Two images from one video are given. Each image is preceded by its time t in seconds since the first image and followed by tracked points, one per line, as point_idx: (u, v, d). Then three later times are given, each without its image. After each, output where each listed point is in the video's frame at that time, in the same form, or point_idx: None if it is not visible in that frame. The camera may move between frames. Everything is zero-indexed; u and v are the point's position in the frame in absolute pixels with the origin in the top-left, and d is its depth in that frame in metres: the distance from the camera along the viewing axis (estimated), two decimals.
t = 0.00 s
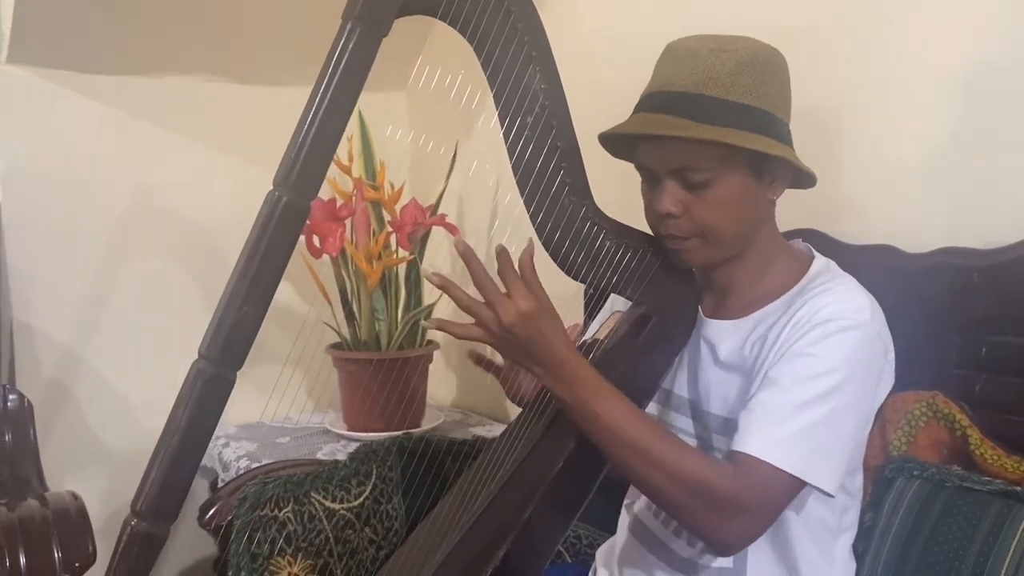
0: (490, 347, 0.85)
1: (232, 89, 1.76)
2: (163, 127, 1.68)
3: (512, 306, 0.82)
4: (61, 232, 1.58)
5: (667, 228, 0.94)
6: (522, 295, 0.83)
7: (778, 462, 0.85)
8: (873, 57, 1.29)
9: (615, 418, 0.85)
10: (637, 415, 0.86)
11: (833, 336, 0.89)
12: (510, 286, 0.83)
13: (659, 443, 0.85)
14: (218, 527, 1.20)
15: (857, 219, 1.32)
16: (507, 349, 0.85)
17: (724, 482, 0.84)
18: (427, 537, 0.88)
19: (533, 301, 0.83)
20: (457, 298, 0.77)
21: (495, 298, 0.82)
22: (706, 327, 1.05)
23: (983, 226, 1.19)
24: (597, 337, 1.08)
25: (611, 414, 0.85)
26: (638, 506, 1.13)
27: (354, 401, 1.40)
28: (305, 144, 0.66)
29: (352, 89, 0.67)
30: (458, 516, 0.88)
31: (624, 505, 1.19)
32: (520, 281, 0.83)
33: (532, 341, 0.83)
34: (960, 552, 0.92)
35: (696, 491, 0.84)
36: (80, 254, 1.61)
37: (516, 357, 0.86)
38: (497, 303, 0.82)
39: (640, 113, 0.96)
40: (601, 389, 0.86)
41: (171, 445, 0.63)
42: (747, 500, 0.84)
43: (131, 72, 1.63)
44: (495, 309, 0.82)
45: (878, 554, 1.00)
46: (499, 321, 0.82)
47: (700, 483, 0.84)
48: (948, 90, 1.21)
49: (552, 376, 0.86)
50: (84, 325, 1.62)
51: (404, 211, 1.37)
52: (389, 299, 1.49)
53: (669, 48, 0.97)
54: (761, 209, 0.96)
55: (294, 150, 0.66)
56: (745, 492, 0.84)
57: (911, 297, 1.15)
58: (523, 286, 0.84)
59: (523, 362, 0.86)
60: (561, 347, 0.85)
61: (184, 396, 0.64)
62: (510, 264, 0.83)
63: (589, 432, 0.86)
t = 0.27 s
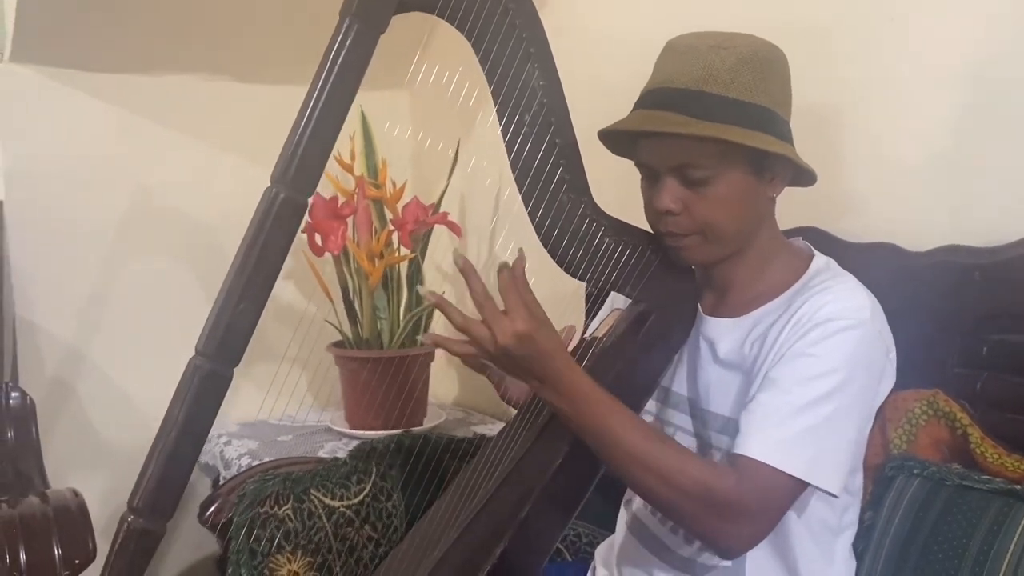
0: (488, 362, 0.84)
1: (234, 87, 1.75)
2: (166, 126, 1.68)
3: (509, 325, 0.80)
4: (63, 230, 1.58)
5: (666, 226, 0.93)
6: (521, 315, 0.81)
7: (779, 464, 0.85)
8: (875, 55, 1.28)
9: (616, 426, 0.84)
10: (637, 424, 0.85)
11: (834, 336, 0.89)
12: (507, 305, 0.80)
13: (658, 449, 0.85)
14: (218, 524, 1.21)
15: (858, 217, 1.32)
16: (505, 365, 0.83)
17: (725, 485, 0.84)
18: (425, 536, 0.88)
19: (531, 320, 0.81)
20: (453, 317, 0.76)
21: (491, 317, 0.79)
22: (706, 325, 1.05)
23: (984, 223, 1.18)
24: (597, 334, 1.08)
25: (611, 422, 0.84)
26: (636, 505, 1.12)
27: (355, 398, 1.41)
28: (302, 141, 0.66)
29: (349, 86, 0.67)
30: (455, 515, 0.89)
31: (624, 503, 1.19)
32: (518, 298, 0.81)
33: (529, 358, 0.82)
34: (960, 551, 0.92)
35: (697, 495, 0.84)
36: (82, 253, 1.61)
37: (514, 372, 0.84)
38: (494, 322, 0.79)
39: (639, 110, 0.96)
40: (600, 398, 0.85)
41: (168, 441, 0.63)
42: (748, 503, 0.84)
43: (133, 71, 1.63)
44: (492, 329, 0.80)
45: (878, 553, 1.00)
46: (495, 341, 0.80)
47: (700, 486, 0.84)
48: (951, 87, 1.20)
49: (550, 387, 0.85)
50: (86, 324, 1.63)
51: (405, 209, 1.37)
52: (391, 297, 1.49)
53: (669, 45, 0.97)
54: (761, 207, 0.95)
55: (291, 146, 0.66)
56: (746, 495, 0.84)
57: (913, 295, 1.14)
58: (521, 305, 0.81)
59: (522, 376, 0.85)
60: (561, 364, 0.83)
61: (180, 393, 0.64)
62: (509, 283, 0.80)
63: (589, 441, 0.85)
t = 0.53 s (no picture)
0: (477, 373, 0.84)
1: (237, 86, 1.75)
2: (169, 125, 1.68)
3: (497, 334, 0.81)
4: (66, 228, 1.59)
5: (666, 224, 0.93)
6: (509, 323, 0.82)
7: (778, 466, 0.85)
8: (877, 53, 1.28)
9: (612, 432, 0.84)
10: (630, 428, 0.86)
11: (833, 337, 0.89)
12: (494, 314, 0.81)
13: (655, 456, 0.84)
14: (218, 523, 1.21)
15: (859, 216, 1.32)
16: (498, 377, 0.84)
17: (724, 487, 0.84)
18: (422, 534, 0.88)
19: (519, 327, 0.81)
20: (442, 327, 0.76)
21: (479, 327, 0.80)
22: (705, 323, 1.04)
23: (987, 222, 1.18)
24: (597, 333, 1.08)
25: (603, 428, 0.84)
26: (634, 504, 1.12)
27: (356, 398, 1.41)
28: (299, 138, 0.66)
29: (345, 83, 0.67)
30: (453, 513, 0.89)
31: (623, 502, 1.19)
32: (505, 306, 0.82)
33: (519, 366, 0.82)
34: (959, 552, 0.92)
35: (695, 497, 0.84)
36: (84, 251, 1.61)
37: (504, 381, 0.85)
38: (482, 332, 0.80)
39: (639, 107, 0.95)
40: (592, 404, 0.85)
41: (165, 438, 0.63)
42: (747, 505, 0.84)
43: (135, 69, 1.63)
44: (480, 339, 0.80)
45: (877, 553, 1.00)
46: (484, 351, 0.81)
47: (697, 488, 0.84)
48: (954, 86, 1.20)
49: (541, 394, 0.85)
50: (89, 321, 1.63)
51: (408, 207, 1.37)
52: (393, 296, 1.49)
53: (669, 42, 0.97)
54: (760, 205, 0.95)
55: (288, 144, 0.66)
56: (744, 496, 0.84)
57: (914, 295, 1.14)
58: (508, 313, 0.82)
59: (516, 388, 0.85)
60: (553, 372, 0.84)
61: (177, 391, 0.64)
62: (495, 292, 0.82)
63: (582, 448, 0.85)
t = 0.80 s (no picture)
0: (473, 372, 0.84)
1: (238, 84, 1.74)
2: (171, 123, 1.68)
3: (491, 333, 0.81)
4: (68, 226, 1.59)
5: (666, 222, 0.93)
6: (503, 323, 0.82)
7: (777, 466, 0.84)
8: (880, 51, 1.27)
9: (609, 431, 0.84)
10: (627, 427, 0.85)
11: (832, 336, 0.88)
12: (489, 314, 0.82)
13: (651, 455, 0.84)
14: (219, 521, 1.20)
15: (861, 215, 1.31)
16: (494, 377, 0.84)
17: (722, 487, 0.84)
18: (421, 533, 0.88)
19: (513, 327, 0.82)
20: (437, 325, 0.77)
21: (472, 326, 0.81)
22: (706, 322, 1.04)
23: (989, 222, 1.18)
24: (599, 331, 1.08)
25: (600, 426, 0.84)
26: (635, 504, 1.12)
27: (358, 396, 1.41)
28: (298, 136, 0.66)
29: (344, 81, 0.67)
30: (452, 512, 0.88)
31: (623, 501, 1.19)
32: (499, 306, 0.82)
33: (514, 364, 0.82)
34: (959, 553, 0.92)
35: (692, 497, 0.84)
36: (86, 249, 1.61)
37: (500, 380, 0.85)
38: (476, 331, 0.81)
39: (640, 105, 0.95)
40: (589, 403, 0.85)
41: (163, 436, 0.63)
42: (744, 505, 0.84)
43: (138, 67, 1.63)
44: (473, 337, 0.81)
45: (877, 553, 1.00)
46: (478, 349, 0.81)
47: (694, 488, 0.84)
48: (957, 85, 1.20)
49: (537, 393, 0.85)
50: (91, 319, 1.63)
51: (410, 206, 1.36)
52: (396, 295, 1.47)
53: (670, 40, 0.96)
54: (761, 204, 0.95)
55: (286, 142, 0.66)
56: (741, 495, 0.84)
57: (917, 294, 1.13)
58: (502, 313, 0.82)
59: (512, 387, 0.85)
60: (548, 373, 0.84)
61: (175, 389, 0.63)
62: (490, 292, 0.82)
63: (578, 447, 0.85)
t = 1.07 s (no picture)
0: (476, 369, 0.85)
1: (240, 81, 1.74)
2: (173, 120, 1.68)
3: (492, 336, 0.81)
4: (70, 222, 1.59)
5: (667, 218, 0.92)
6: (505, 326, 0.82)
7: (779, 465, 0.84)
8: (883, 48, 1.27)
9: (612, 430, 0.84)
10: (631, 424, 0.85)
11: (834, 335, 0.88)
12: (491, 317, 0.82)
13: (655, 453, 0.84)
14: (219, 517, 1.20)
15: (863, 212, 1.30)
16: (497, 375, 0.84)
17: (722, 486, 0.83)
18: (420, 530, 0.88)
19: (515, 330, 0.82)
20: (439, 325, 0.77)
21: (474, 328, 0.81)
22: (707, 320, 1.04)
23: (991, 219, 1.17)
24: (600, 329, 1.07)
25: (603, 422, 0.84)
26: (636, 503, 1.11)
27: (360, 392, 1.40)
28: (296, 131, 0.65)
29: (343, 76, 0.67)
30: (452, 509, 0.88)
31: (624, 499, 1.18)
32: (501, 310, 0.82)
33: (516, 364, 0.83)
34: (961, 552, 0.91)
35: (692, 496, 0.83)
36: (88, 246, 1.61)
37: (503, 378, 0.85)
38: (477, 335, 0.81)
39: (641, 100, 0.95)
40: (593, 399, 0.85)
41: (160, 431, 0.63)
42: (744, 504, 0.83)
43: (139, 64, 1.63)
44: (475, 340, 0.81)
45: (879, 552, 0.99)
46: (480, 351, 0.81)
47: (697, 487, 0.83)
48: (960, 81, 1.19)
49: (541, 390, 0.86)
50: (92, 316, 1.63)
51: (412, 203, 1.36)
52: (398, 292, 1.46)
53: (671, 35, 0.96)
54: (763, 199, 0.94)
55: (285, 137, 0.65)
56: (741, 494, 0.83)
57: (919, 292, 1.13)
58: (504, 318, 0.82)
59: (516, 385, 0.85)
60: (552, 370, 0.83)
61: (172, 384, 0.63)
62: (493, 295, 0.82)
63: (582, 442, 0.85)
